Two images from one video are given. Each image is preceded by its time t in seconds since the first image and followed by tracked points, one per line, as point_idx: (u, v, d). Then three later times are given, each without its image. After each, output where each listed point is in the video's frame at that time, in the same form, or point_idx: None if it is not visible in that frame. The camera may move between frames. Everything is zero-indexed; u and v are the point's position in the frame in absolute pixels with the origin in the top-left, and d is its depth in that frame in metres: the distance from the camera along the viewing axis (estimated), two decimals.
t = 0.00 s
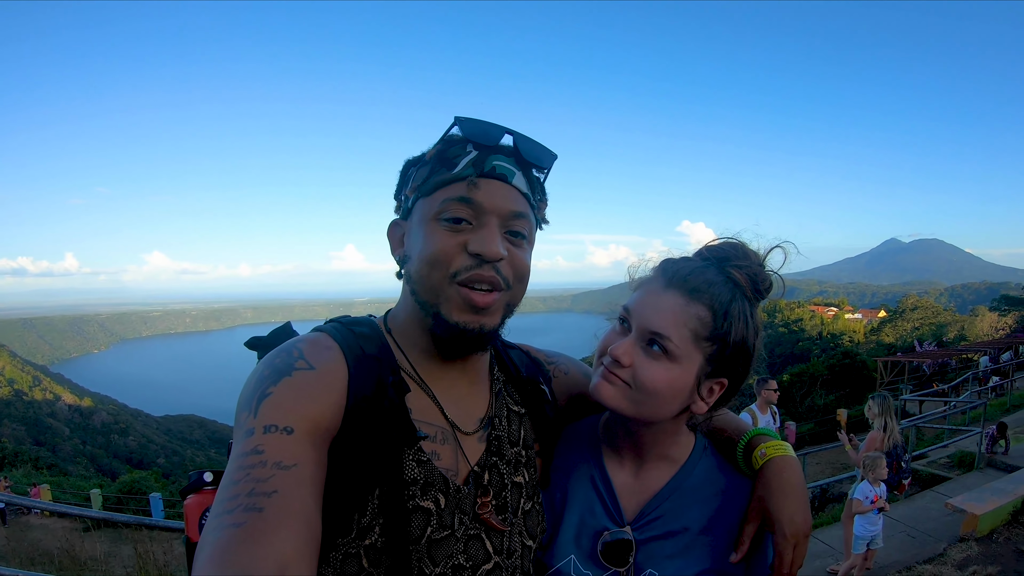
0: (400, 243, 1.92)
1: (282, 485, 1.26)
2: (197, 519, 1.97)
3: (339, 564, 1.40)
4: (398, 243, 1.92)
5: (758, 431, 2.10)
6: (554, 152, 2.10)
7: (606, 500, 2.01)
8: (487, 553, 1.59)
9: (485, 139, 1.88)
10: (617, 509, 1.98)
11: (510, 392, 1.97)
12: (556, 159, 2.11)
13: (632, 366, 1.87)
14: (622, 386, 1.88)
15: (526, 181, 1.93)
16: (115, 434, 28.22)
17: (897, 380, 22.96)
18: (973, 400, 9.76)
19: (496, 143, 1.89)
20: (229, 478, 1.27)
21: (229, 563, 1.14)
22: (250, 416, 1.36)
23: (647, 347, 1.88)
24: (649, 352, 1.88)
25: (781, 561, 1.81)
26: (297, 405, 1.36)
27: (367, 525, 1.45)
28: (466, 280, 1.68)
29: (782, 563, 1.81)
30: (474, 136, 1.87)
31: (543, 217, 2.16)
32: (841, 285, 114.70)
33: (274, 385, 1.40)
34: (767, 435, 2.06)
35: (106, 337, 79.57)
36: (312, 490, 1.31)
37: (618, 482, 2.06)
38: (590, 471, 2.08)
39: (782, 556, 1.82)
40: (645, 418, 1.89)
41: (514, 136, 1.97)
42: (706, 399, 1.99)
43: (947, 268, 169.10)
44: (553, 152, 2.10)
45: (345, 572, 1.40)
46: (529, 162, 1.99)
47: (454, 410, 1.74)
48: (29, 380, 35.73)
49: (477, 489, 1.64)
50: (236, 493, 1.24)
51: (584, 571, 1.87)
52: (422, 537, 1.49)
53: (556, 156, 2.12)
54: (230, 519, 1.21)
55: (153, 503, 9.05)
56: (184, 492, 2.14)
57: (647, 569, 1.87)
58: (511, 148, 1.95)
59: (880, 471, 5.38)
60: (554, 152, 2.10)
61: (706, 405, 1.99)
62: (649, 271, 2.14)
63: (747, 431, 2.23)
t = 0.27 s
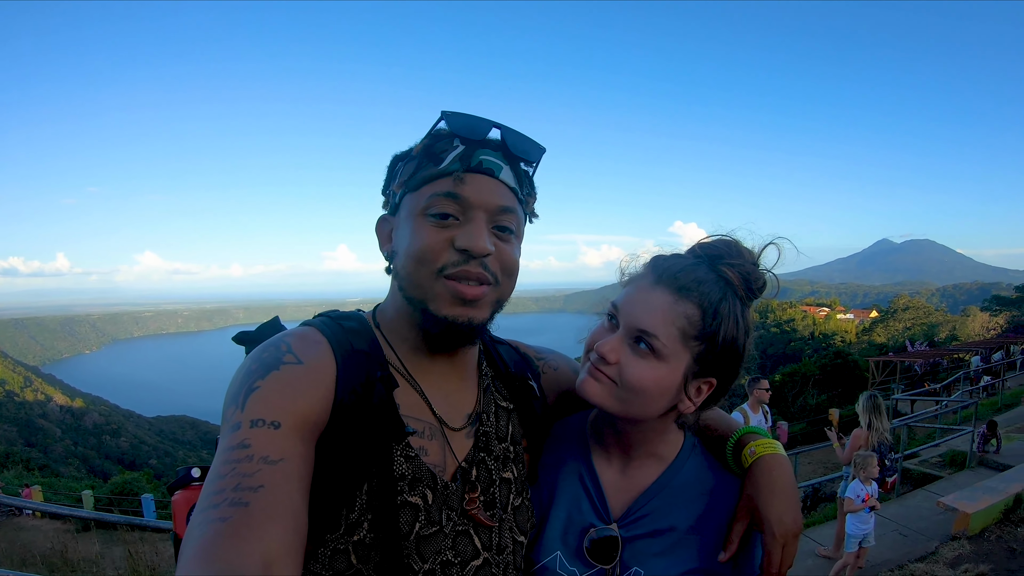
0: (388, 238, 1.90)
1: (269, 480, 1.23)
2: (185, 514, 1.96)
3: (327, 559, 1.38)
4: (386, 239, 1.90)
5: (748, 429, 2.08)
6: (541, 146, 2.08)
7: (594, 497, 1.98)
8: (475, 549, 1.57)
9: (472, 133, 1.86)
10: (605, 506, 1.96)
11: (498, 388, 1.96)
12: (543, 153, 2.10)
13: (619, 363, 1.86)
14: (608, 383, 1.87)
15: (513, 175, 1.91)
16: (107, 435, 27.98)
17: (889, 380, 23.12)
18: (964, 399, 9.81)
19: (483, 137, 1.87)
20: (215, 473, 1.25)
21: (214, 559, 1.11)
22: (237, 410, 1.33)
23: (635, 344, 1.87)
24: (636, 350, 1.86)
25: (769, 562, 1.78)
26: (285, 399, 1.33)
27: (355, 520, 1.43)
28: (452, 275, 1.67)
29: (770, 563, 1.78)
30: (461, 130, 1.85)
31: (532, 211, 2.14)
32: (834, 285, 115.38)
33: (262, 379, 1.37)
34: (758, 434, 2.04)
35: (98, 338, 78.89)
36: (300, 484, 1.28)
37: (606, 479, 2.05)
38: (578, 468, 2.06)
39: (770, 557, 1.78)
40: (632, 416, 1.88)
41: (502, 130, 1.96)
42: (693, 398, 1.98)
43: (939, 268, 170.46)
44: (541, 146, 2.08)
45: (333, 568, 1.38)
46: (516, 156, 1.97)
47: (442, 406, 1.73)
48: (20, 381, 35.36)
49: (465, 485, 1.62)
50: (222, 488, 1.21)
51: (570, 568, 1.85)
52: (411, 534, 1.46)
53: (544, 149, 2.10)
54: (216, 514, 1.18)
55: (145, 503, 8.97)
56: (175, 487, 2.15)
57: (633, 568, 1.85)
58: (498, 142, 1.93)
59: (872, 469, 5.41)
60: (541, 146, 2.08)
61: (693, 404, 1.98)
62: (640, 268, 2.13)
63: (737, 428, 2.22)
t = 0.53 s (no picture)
0: (373, 236, 1.86)
1: (252, 479, 1.19)
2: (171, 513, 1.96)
3: (311, 560, 1.34)
4: (372, 236, 1.87)
5: (737, 425, 2.05)
6: (530, 143, 2.05)
7: (580, 496, 1.95)
8: (461, 549, 1.54)
9: (460, 130, 1.83)
10: (592, 507, 1.93)
11: (484, 387, 1.92)
12: (532, 151, 2.07)
13: (605, 360, 1.83)
14: (594, 380, 1.84)
15: (501, 173, 1.88)
16: (99, 436, 27.72)
17: (880, 380, 23.27)
18: (955, 399, 9.87)
19: (471, 135, 1.84)
20: (197, 473, 1.21)
21: (195, 560, 1.07)
22: (220, 410, 1.29)
23: (621, 341, 1.84)
24: (622, 347, 1.83)
25: (764, 555, 1.74)
26: (270, 397, 1.29)
27: (340, 519, 1.39)
28: (438, 273, 1.64)
29: (764, 557, 1.74)
30: (448, 127, 1.82)
31: (520, 209, 2.11)
32: (826, 286, 116.07)
33: (246, 377, 1.33)
34: (747, 428, 2.01)
35: (89, 338, 78.10)
36: (284, 484, 1.25)
37: (592, 478, 2.01)
38: (564, 467, 2.03)
39: (765, 550, 1.75)
40: (619, 414, 1.85)
41: (489, 127, 1.93)
42: (682, 396, 1.95)
43: (930, 269, 171.87)
44: (530, 144, 2.05)
45: (317, 569, 1.34)
46: (504, 154, 1.94)
47: (427, 404, 1.69)
48: (9, 382, 34.96)
49: (450, 484, 1.59)
50: (203, 488, 1.17)
51: (557, 569, 1.82)
52: (396, 533, 1.43)
53: (533, 147, 2.07)
54: (198, 514, 1.14)
55: (137, 504, 8.86)
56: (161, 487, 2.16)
57: (620, 569, 1.81)
58: (486, 139, 1.90)
59: (865, 469, 5.40)
60: (530, 144, 2.05)
61: (681, 402, 1.95)
62: (627, 265, 2.10)
63: (725, 424, 2.18)
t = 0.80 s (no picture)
0: (365, 235, 1.83)
1: (239, 477, 1.16)
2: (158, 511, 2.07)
3: (300, 560, 1.32)
4: (364, 235, 1.84)
5: (728, 421, 2.04)
6: (523, 144, 2.04)
7: (572, 497, 1.93)
8: (452, 549, 1.52)
9: (452, 130, 1.81)
10: (584, 508, 1.91)
11: (476, 386, 1.91)
12: (525, 151, 2.05)
13: (596, 357, 1.81)
14: (585, 377, 1.82)
15: (493, 174, 1.86)
16: (90, 436, 27.46)
17: (872, 380, 23.39)
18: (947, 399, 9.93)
19: (464, 134, 1.82)
20: (183, 472, 1.18)
21: (180, 559, 1.05)
22: (208, 407, 1.27)
23: (611, 337, 1.83)
24: (611, 343, 1.82)
25: (761, 546, 1.73)
26: (258, 394, 1.27)
27: (328, 519, 1.37)
28: (429, 273, 1.62)
29: (761, 548, 1.74)
30: (441, 127, 1.80)
31: (512, 210, 2.10)
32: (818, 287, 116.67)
33: (234, 374, 1.30)
34: (738, 424, 2.00)
35: (80, 338, 77.38)
36: (271, 483, 1.22)
37: (584, 480, 2.00)
38: (556, 468, 2.01)
39: (761, 541, 1.74)
40: (611, 412, 1.83)
41: (483, 128, 1.91)
42: (673, 394, 1.94)
43: (921, 270, 173.08)
44: (522, 144, 2.04)
45: (305, 569, 1.32)
46: (496, 154, 1.92)
47: (418, 403, 1.67)
48: None
49: (441, 484, 1.57)
50: (190, 486, 1.14)
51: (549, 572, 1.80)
52: (386, 532, 1.41)
53: (526, 148, 2.06)
54: (183, 513, 1.11)
55: (128, 505, 8.74)
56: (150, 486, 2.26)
57: (613, 571, 1.79)
58: (478, 140, 1.89)
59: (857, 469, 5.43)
60: (523, 144, 2.04)
61: (673, 400, 1.94)
62: (618, 261, 2.08)
63: (715, 421, 2.16)
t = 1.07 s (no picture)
0: (366, 235, 1.83)
1: (238, 476, 1.16)
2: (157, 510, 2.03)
3: (299, 557, 1.32)
4: (364, 235, 1.83)
5: (725, 424, 2.05)
6: (522, 145, 2.04)
7: (570, 498, 1.94)
8: (453, 547, 1.52)
9: (453, 131, 1.81)
10: (582, 508, 1.91)
11: (478, 384, 1.91)
12: (524, 152, 2.06)
13: (594, 359, 1.82)
14: (584, 379, 1.83)
15: (494, 174, 1.86)
16: (83, 437, 27.26)
17: (865, 380, 23.55)
18: (939, 399, 10.01)
19: (464, 135, 1.82)
20: (182, 470, 1.17)
21: (179, 558, 1.04)
22: (209, 405, 1.26)
23: (609, 340, 1.83)
24: (610, 345, 1.82)
25: (756, 550, 1.73)
26: (258, 391, 1.26)
27: (328, 517, 1.37)
28: (430, 273, 1.62)
29: (756, 550, 1.73)
30: (442, 128, 1.80)
31: (511, 211, 2.10)
32: (812, 288, 117.36)
33: (234, 372, 1.30)
34: (736, 427, 2.02)
35: (73, 338, 76.81)
36: (271, 481, 1.22)
37: (583, 480, 2.00)
38: (555, 468, 2.02)
39: (757, 543, 1.74)
40: (610, 413, 1.83)
41: (483, 129, 1.92)
42: (671, 396, 1.95)
43: (914, 271, 174.30)
44: (522, 145, 2.04)
45: (305, 567, 1.32)
46: (496, 155, 1.92)
47: (420, 401, 1.67)
48: None
49: (443, 481, 1.57)
50: (190, 484, 1.14)
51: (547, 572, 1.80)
52: (386, 529, 1.40)
53: (525, 149, 2.06)
54: (183, 511, 1.11)
55: (121, 506, 8.66)
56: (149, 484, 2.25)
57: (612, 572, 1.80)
58: (479, 140, 1.89)
59: (851, 468, 5.48)
60: (522, 145, 2.04)
61: (671, 402, 1.94)
62: (617, 263, 2.09)
63: (714, 425, 2.18)
